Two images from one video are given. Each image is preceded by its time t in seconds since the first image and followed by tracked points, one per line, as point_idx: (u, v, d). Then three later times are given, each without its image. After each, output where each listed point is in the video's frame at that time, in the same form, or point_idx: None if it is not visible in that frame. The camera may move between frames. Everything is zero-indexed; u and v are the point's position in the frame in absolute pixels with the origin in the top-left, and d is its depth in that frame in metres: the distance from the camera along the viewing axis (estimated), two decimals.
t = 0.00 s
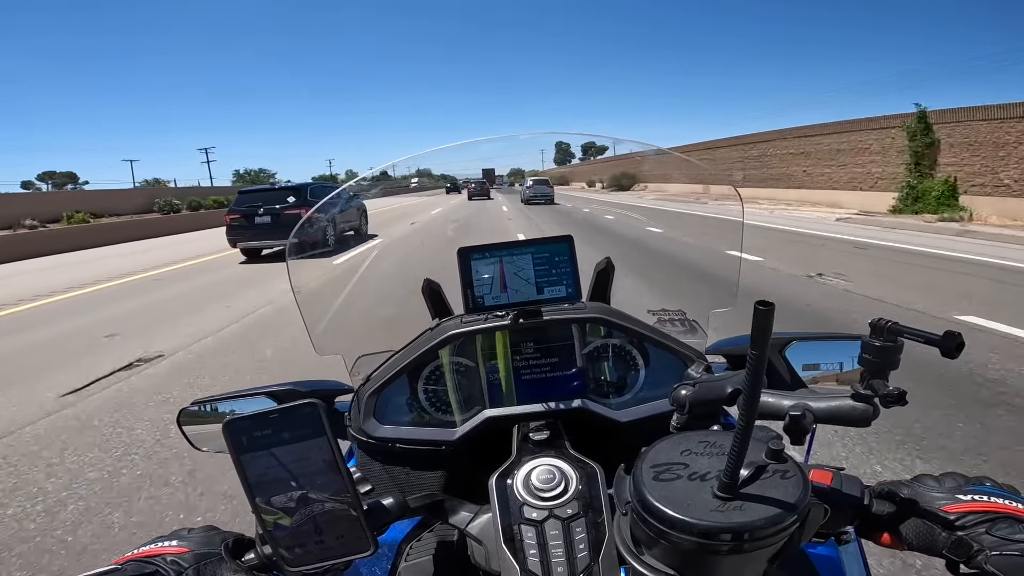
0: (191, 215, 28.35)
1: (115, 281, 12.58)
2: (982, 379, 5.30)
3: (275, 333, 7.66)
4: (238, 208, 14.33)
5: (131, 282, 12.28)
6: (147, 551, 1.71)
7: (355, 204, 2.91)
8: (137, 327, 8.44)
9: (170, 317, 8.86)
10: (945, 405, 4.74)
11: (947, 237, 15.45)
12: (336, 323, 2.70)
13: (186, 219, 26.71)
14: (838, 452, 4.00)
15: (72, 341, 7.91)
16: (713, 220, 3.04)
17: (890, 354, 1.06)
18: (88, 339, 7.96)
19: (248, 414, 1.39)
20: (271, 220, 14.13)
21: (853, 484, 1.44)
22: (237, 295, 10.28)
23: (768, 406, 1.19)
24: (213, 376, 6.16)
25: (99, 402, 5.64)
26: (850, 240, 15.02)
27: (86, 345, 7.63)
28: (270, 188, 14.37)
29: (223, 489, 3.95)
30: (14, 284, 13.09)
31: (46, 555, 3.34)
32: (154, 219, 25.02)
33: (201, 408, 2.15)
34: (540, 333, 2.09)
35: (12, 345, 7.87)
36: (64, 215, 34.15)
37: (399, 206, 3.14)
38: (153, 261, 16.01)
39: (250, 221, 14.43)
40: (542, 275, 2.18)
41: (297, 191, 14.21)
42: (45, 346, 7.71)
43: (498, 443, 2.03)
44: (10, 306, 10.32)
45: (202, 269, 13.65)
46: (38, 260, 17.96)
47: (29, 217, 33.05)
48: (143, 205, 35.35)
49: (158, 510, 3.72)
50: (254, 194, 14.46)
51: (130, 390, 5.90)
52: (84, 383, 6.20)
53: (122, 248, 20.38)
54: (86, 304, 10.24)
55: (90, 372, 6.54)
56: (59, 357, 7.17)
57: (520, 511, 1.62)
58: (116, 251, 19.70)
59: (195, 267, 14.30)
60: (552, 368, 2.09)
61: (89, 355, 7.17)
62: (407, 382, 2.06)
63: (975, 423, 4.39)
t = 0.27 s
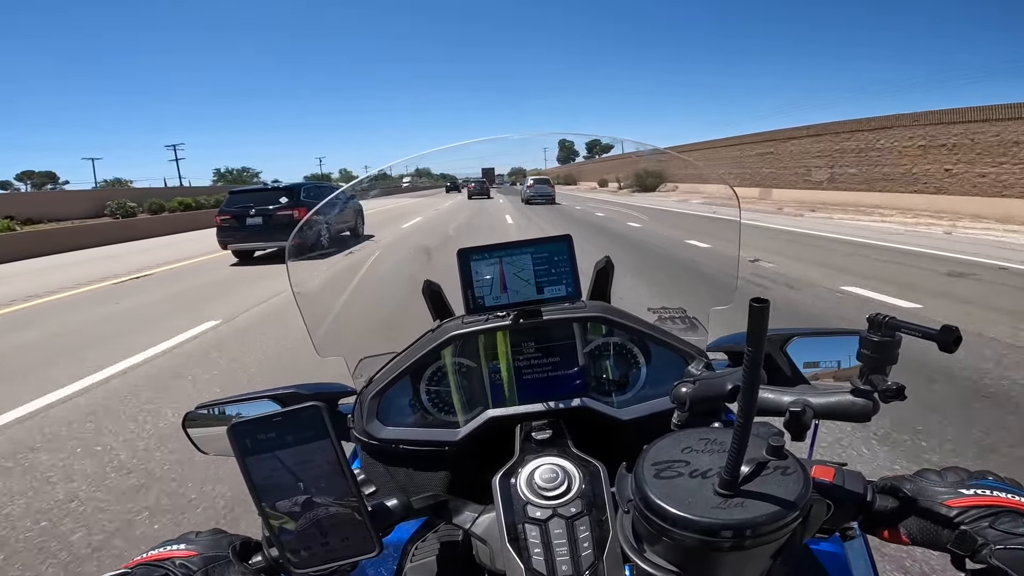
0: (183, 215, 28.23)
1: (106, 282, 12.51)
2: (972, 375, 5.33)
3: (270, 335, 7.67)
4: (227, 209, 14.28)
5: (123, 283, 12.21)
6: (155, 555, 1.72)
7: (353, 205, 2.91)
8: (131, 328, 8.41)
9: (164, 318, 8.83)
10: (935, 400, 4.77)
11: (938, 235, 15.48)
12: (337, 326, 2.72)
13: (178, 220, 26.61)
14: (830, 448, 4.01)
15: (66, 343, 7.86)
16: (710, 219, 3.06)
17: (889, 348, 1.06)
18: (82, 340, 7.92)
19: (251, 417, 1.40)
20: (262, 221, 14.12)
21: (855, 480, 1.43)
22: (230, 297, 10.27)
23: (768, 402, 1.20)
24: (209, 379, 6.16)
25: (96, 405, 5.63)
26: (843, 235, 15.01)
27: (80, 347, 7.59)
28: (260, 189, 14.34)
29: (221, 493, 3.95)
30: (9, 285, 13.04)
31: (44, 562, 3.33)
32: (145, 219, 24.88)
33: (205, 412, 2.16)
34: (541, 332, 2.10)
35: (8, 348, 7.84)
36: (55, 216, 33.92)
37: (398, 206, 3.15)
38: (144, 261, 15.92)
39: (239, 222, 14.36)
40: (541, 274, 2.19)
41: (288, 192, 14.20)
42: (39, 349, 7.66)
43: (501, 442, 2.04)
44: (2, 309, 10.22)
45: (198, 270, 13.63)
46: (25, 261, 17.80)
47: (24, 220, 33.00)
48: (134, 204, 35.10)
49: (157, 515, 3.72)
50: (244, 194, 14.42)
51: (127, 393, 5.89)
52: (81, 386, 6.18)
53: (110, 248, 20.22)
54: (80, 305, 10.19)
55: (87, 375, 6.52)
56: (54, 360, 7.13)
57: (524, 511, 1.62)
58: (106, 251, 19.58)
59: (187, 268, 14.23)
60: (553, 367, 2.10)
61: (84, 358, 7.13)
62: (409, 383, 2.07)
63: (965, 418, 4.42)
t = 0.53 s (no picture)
0: (175, 215, 28.08)
1: (97, 283, 12.44)
2: (963, 372, 5.34)
3: (262, 336, 7.65)
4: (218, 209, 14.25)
5: (115, 284, 12.14)
6: (150, 557, 1.71)
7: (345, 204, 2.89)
8: (123, 330, 8.37)
9: (158, 319, 8.80)
10: (929, 397, 4.78)
11: (929, 235, 15.50)
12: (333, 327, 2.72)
13: (169, 221, 26.45)
14: (822, 446, 4.02)
15: (59, 345, 7.82)
16: (707, 218, 3.04)
17: (883, 347, 1.06)
18: (74, 342, 7.88)
19: (244, 420, 1.39)
20: (253, 220, 14.07)
21: (851, 480, 1.43)
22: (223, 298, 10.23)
23: (763, 402, 1.19)
24: (202, 380, 6.14)
25: (90, 408, 5.60)
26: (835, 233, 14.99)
27: (73, 349, 7.55)
28: (253, 189, 14.33)
29: (215, 495, 3.94)
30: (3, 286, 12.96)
31: (37, 565, 3.31)
32: (135, 219, 24.71)
33: (199, 414, 2.14)
34: (537, 333, 2.09)
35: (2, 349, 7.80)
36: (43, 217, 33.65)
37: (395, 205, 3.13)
38: (136, 262, 15.84)
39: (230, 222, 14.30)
40: (536, 274, 2.19)
41: (281, 192, 14.20)
42: (31, 351, 7.62)
43: (498, 442, 2.03)
44: None
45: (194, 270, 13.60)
46: (13, 262, 17.64)
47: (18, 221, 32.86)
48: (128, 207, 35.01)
49: (150, 517, 3.70)
50: (235, 194, 14.40)
51: (120, 395, 5.86)
52: (74, 389, 6.15)
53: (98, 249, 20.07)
54: (72, 307, 10.13)
55: (79, 377, 6.49)
56: (47, 362, 7.09)
57: (521, 512, 1.62)
58: (96, 252, 19.45)
59: (179, 269, 14.17)
60: (550, 367, 2.10)
61: (77, 360, 7.10)
62: (405, 384, 2.06)
63: (956, 416, 4.43)
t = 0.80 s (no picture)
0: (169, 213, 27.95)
1: (89, 283, 12.36)
2: (953, 373, 5.36)
3: (255, 335, 7.63)
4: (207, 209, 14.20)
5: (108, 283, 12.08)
6: (137, 553, 1.70)
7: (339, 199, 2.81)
8: (115, 329, 8.32)
9: (153, 318, 8.77)
10: (926, 396, 4.79)
11: (924, 233, 15.53)
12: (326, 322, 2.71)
13: (161, 220, 26.34)
14: (820, 446, 4.02)
15: (49, 344, 7.77)
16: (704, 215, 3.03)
17: (879, 344, 1.05)
18: (65, 342, 7.83)
19: (233, 414, 1.38)
20: (245, 220, 13.99)
21: (845, 478, 1.42)
22: (215, 298, 10.19)
23: (758, 399, 1.18)
24: (193, 380, 6.11)
25: (81, 406, 5.57)
26: (829, 235, 15.02)
27: (64, 348, 7.50)
28: (242, 188, 14.29)
29: (211, 493, 3.93)
30: None
31: (24, 565, 3.28)
32: (129, 218, 24.60)
33: (189, 409, 2.13)
34: (532, 329, 2.08)
35: None
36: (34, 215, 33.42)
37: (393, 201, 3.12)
38: (132, 261, 15.80)
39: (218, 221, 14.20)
40: (531, 269, 2.18)
41: (272, 190, 14.17)
42: (22, 350, 7.56)
43: (491, 439, 2.02)
44: None
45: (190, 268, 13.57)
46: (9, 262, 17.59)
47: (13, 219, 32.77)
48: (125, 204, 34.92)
49: (140, 517, 3.68)
50: (223, 193, 14.36)
51: (113, 394, 5.83)
52: (68, 387, 6.12)
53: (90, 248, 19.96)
54: (65, 305, 10.08)
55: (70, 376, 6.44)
56: (38, 362, 7.05)
57: (513, 509, 1.61)
58: (89, 251, 19.34)
59: (171, 269, 14.09)
60: (544, 364, 2.08)
61: (71, 358, 7.07)
62: (399, 379, 2.05)
63: (947, 416, 4.44)
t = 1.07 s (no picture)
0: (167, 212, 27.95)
1: (80, 284, 12.27)
2: (948, 374, 5.35)
3: (247, 335, 7.59)
4: (196, 210, 14.16)
5: (107, 283, 12.09)
6: (132, 547, 1.70)
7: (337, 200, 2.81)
8: (105, 330, 8.26)
9: (151, 317, 8.77)
10: (925, 397, 4.80)
11: (920, 231, 15.47)
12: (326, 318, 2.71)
13: (154, 216, 26.12)
14: (820, 447, 4.03)
15: (39, 346, 7.71)
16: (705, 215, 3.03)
17: (879, 346, 1.05)
18: (56, 344, 7.78)
19: (232, 408, 1.38)
20: (234, 220, 13.87)
21: (841, 479, 1.44)
22: (206, 298, 10.13)
23: (757, 400, 1.19)
24: (185, 381, 6.07)
25: (72, 407, 5.53)
26: (825, 236, 14.96)
27: (54, 349, 7.45)
28: (232, 186, 14.24)
29: (211, 491, 3.93)
30: None
31: (18, 564, 3.27)
32: (127, 217, 24.61)
33: (186, 402, 2.12)
34: (532, 327, 2.09)
35: None
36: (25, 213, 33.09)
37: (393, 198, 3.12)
38: (131, 261, 15.80)
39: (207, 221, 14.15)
40: (532, 267, 2.18)
41: (264, 188, 14.14)
42: (13, 351, 7.51)
43: (489, 437, 2.02)
44: None
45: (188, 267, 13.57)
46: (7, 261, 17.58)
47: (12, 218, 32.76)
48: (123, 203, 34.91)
49: (137, 516, 3.67)
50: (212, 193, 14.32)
51: (111, 393, 5.83)
52: (66, 386, 6.12)
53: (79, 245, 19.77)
54: (64, 305, 10.07)
55: (62, 377, 6.41)
56: (32, 361, 7.01)
57: (511, 507, 1.61)
58: (87, 251, 19.34)
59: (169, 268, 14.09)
60: (543, 362, 2.08)
61: (69, 358, 7.07)
62: (397, 376, 2.05)
63: (942, 418, 4.42)
